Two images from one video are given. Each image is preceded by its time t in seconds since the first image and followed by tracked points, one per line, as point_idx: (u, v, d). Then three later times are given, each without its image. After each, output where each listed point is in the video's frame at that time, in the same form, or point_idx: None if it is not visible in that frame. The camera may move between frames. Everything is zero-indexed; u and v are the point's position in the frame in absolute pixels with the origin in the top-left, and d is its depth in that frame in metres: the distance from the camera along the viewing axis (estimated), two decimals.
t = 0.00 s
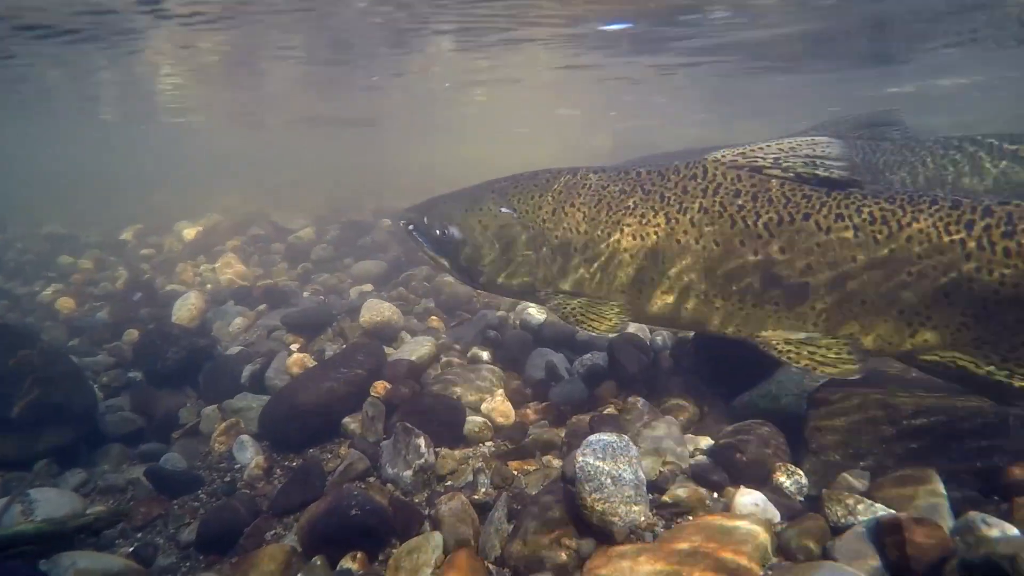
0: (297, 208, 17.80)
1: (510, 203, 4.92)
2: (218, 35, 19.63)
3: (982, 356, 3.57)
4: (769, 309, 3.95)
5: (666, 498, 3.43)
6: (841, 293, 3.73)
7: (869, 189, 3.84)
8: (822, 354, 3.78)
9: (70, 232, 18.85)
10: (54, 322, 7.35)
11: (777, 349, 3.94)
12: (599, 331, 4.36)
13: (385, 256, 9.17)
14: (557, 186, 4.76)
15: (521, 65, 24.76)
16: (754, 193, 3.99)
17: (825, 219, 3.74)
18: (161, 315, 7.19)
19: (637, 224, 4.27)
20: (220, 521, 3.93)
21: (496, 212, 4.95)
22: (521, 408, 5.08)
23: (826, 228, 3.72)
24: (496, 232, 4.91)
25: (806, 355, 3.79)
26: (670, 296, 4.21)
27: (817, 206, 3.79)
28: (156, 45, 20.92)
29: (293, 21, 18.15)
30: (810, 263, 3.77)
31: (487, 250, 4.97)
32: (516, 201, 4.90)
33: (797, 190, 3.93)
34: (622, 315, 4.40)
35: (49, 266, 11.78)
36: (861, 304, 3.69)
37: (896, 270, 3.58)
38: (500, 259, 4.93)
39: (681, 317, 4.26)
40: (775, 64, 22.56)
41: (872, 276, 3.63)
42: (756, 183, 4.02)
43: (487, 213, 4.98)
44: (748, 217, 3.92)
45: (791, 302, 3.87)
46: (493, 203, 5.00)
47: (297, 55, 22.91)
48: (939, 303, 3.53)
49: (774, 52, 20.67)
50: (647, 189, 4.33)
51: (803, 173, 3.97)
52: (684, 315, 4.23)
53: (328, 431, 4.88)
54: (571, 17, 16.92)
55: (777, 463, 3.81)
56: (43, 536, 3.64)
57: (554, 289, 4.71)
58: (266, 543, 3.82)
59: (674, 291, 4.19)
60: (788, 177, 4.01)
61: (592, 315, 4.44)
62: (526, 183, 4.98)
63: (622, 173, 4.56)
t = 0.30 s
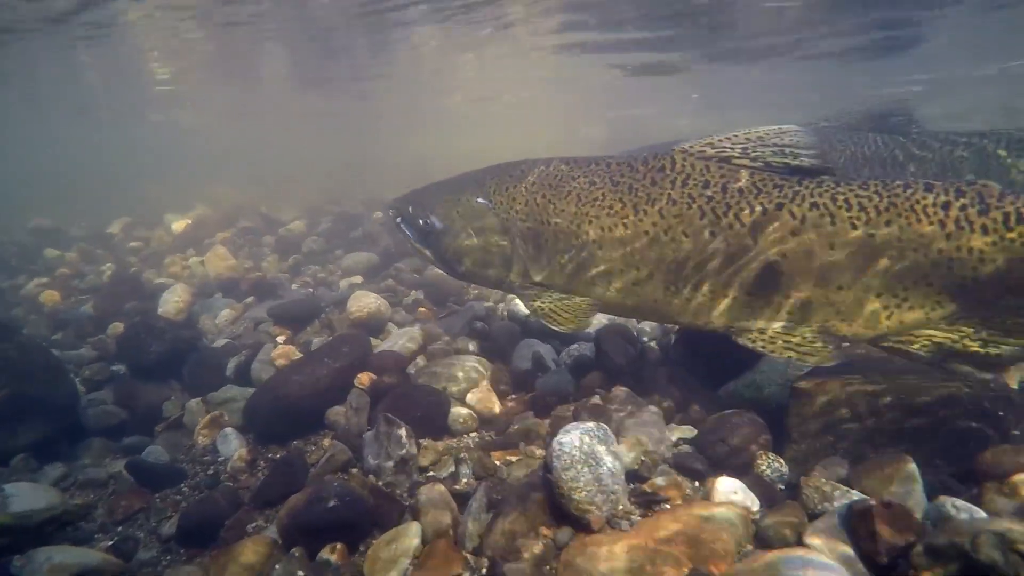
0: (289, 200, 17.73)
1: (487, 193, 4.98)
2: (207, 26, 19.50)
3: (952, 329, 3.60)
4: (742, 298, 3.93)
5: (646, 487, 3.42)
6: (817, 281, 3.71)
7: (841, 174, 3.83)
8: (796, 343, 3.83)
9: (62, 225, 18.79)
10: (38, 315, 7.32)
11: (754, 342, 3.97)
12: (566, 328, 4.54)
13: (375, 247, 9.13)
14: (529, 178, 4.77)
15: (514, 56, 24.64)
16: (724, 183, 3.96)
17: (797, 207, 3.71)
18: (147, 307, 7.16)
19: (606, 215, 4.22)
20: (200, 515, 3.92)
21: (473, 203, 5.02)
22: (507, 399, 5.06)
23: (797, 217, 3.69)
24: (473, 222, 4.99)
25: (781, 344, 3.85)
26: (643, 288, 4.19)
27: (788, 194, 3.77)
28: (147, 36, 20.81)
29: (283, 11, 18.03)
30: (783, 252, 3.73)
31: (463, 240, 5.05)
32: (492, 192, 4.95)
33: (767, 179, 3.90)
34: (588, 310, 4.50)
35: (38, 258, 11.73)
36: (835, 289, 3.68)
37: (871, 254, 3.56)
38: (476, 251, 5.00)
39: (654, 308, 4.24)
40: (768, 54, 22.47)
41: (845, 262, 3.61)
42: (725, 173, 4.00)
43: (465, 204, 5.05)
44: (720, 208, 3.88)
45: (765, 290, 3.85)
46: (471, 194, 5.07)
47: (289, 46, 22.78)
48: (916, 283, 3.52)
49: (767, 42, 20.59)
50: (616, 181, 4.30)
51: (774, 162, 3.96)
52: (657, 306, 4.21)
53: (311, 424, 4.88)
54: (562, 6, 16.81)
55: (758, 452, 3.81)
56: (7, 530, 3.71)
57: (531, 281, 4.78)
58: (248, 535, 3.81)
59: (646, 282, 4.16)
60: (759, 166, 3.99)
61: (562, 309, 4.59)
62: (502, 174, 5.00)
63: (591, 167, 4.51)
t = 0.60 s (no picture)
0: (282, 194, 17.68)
1: (474, 179, 5.08)
2: (198, 17, 19.43)
3: (919, 331, 3.56)
4: (712, 286, 3.98)
5: (630, 471, 3.42)
6: (779, 270, 3.73)
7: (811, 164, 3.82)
8: (753, 333, 3.87)
9: (53, 219, 18.73)
10: (25, 305, 7.29)
11: (719, 331, 3.99)
12: (545, 321, 4.65)
13: (366, 240, 9.11)
14: (518, 163, 4.86)
15: (509, 49, 24.56)
16: (699, 169, 4.00)
17: (762, 194, 3.72)
18: (135, 299, 7.15)
19: (589, 200, 4.31)
20: (184, 502, 3.91)
21: (460, 188, 5.12)
22: (496, 389, 5.05)
23: (762, 204, 3.71)
24: (457, 208, 5.10)
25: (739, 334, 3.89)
26: (621, 274, 4.25)
27: (757, 181, 3.79)
28: (140, 28, 20.74)
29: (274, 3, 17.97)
30: (748, 240, 3.77)
31: (444, 226, 5.17)
32: (480, 177, 5.05)
33: (739, 166, 3.92)
34: (566, 304, 4.64)
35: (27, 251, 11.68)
36: (798, 280, 3.68)
37: (830, 244, 3.56)
38: (461, 238, 5.10)
39: (634, 294, 4.30)
40: (763, 48, 22.43)
41: (807, 251, 3.62)
42: (702, 159, 4.04)
43: (452, 188, 5.17)
44: (691, 194, 3.93)
45: (732, 278, 3.89)
46: (458, 180, 5.17)
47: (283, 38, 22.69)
48: (871, 277, 3.50)
49: (762, 36, 20.54)
50: (600, 167, 4.38)
51: (749, 150, 3.98)
52: (635, 292, 4.27)
53: (297, 412, 4.84)
54: None
55: (744, 439, 3.81)
56: None
57: (514, 268, 4.87)
58: (232, 521, 3.80)
59: (624, 269, 4.23)
60: (734, 153, 4.00)
61: (540, 302, 4.71)
62: (492, 161, 5.08)
63: (578, 153, 4.59)
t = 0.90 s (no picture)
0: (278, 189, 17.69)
1: (465, 172, 5.06)
2: (194, 10, 19.38)
3: (900, 327, 3.62)
4: (709, 280, 4.01)
5: (627, 466, 3.42)
6: (774, 265, 3.77)
7: (809, 159, 3.84)
8: (756, 326, 3.87)
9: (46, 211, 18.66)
10: (21, 298, 7.28)
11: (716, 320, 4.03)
12: (551, 307, 4.43)
13: (363, 235, 9.11)
14: (514, 156, 4.84)
15: (505, 43, 24.45)
16: (698, 163, 4.01)
17: (759, 190, 3.76)
18: (132, 292, 7.14)
19: (587, 194, 4.31)
20: (180, 496, 3.90)
21: (451, 181, 5.10)
22: (493, 383, 5.05)
23: (760, 200, 3.74)
24: (447, 201, 5.07)
25: (741, 327, 3.89)
26: (620, 268, 4.27)
27: (753, 176, 3.81)
28: (134, 21, 20.63)
29: None
30: (746, 235, 3.80)
31: (437, 217, 5.11)
32: (472, 171, 5.03)
33: (738, 161, 3.94)
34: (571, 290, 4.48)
35: (22, 244, 11.65)
36: (793, 275, 3.74)
37: (822, 239, 3.60)
38: (454, 231, 5.06)
39: (631, 288, 4.32)
40: (760, 45, 22.35)
41: (803, 246, 3.66)
42: (700, 154, 4.05)
43: (442, 181, 5.13)
44: (690, 189, 3.95)
45: (729, 272, 3.92)
46: (448, 173, 5.14)
47: (278, 32, 22.54)
48: (860, 274, 3.55)
49: (758, 32, 20.47)
50: (599, 159, 4.37)
51: (748, 145, 3.98)
52: (633, 286, 4.29)
53: (292, 407, 4.85)
54: None
55: (739, 434, 3.82)
56: None
57: (508, 260, 4.83)
58: (229, 514, 3.80)
59: (622, 263, 4.25)
60: (733, 148, 4.02)
61: (543, 289, 4.50)
62: (484, 153, 5.07)
63: (577, 145, 4.58)
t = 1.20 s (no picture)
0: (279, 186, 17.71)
1: (460, 172, 5.11)
2: (197, 7, 19.41)
3: (910, 318, 3.75)
4: (710, 285, 4.00)
5: (622, 467, 3.44)
6: (782, 269, 3.79)
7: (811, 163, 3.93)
8: (765, 332, 3.82)
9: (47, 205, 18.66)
10: (22, 291, 7.30)
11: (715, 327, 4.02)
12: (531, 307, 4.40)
13: (364, 233, 9.13)
14: (506, 157, 4.86)
15: (508, 42, 24.43)
16: (698, 168, 4.04)
17: (766, 194, 3.78)
18: (133, 286, 7.16)
19: (584, 197, 4.27)
20: (180, 490, 3.92)
21: (447, 180, 5.16)
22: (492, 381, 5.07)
23: (768, 204, 3.76)
24: (444, 201, 5.13)
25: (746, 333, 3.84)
26: (618, 272, 4.24)
27: (759, 180, 3.84)
28: (137, 16, 20.62)
29: None
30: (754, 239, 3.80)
31: (434, 216, 5.19)
32: (467, 170, 5.07)
33: (739, 166, 3.99)
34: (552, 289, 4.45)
35: (23, 237, 11.66)
36: (801, 277, 3.77)
37: (839, 241, 3.66)
38: (452, 230, 5.12)
39: (627, 291, 4.29)
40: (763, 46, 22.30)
41: (812, 249, 3.71)
42: (700, 158, 4.09)
43: (439, 181, 5.19)
44: (694, 192, 3.95)
45: (732, 276, 3.92)
46: (444, 173, 5.19)
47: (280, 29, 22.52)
48: (876, 271, 3.65)
49: (761, 34, 20.41)
50: (594, 163, 4.37)
51: (749, 149, 4.05)
52: (629, 289, 4.27)
53: (292, 403, 4.87)
54: None
55: (736, 437, 3.83)
56: None
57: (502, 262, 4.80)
58: (228, 509, 3.82)
59: (621, 267, 4.23)
60: (733, 153, 4.07)
61: (526, 289, 4.48)
62: (478, 153, 5.12)
63: (570, 150, 4.58)
